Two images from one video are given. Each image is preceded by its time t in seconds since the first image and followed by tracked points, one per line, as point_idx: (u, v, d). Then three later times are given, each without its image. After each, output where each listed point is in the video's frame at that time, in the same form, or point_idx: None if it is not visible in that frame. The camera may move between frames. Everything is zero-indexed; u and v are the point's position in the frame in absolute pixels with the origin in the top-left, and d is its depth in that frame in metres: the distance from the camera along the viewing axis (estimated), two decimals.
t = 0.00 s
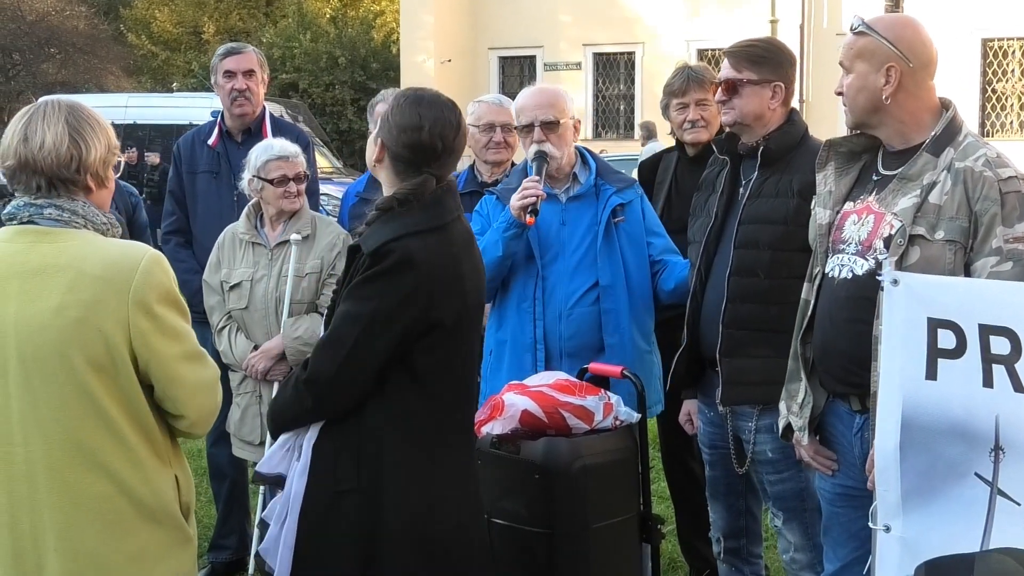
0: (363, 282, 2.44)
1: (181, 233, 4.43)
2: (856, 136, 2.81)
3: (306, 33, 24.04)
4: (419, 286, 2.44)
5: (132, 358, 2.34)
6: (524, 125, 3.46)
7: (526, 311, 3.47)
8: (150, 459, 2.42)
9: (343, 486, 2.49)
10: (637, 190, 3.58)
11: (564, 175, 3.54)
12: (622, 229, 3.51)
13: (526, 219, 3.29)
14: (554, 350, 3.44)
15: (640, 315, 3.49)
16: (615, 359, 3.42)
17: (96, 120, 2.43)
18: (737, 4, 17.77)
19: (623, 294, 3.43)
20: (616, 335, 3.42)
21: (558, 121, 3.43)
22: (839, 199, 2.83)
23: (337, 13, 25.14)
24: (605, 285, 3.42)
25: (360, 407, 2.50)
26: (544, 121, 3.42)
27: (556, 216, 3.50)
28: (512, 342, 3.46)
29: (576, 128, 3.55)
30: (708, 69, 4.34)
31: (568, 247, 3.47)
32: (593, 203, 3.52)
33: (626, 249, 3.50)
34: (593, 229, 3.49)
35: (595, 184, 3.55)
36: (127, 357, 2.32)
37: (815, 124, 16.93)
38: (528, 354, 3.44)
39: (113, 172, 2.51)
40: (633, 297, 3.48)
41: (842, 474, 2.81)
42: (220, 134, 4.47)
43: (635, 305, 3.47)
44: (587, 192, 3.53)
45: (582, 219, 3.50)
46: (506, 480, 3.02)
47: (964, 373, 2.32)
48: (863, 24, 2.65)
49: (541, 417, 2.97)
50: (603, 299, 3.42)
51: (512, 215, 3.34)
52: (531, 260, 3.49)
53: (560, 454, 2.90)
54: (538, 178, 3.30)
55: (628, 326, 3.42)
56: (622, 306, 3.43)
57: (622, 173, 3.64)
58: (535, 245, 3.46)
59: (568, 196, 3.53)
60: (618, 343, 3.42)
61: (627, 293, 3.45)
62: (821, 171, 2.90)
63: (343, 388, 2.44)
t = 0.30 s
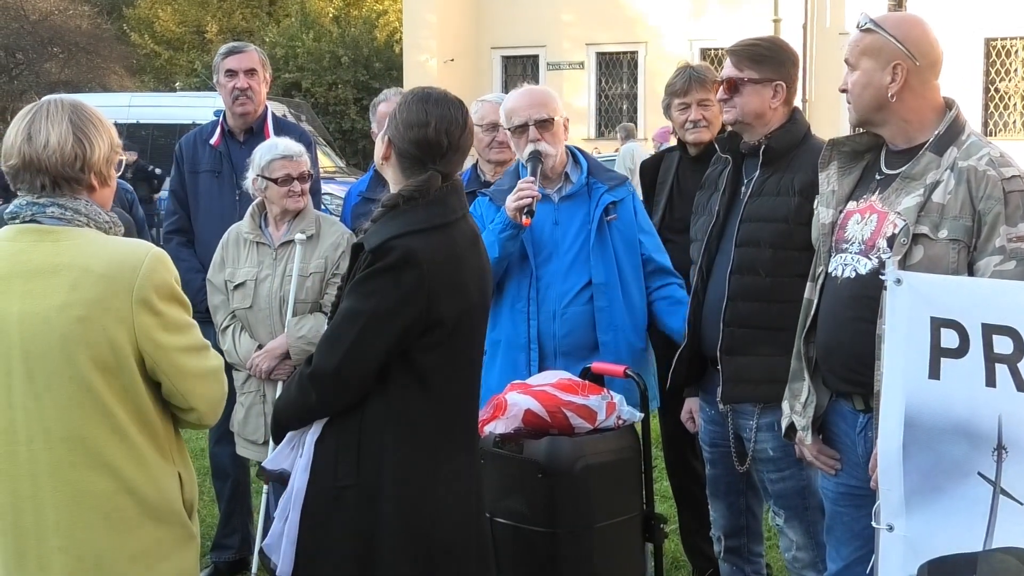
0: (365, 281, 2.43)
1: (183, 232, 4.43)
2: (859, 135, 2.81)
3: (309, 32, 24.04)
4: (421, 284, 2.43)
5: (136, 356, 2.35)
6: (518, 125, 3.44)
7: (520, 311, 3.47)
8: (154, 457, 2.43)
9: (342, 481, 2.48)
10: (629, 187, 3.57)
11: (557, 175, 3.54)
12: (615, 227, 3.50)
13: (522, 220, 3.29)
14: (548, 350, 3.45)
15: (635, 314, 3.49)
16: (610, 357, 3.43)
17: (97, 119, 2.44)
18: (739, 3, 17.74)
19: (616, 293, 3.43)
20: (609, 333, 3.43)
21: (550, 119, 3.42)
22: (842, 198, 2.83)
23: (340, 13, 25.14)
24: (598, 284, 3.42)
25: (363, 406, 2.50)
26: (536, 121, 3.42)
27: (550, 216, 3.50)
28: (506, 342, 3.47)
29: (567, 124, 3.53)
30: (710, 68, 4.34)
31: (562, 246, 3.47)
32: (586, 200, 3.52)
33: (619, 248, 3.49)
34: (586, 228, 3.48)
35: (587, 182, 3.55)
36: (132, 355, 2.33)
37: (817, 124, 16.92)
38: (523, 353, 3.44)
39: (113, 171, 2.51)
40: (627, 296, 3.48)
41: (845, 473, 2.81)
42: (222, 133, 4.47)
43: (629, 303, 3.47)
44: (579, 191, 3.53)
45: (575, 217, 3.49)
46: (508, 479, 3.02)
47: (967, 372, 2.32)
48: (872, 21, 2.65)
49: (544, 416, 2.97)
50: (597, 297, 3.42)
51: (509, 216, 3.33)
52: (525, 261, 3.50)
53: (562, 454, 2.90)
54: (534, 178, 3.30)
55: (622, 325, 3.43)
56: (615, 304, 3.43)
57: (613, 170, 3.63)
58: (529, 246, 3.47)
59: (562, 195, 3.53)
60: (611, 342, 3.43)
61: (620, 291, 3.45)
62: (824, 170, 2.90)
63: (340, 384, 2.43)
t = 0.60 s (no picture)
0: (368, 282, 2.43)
1: (186, 232, 4.43)
2: (862, 135, 2.81)
3: (311, 32, 24.03)
4: (418, 280, 2.43)
5: (139, 356, 2.35)
6: (532, 124, 3.37)
7: (520, 312, 3.46)
8: (156, 456, 2.43)
9: (341, 480, 2.48)
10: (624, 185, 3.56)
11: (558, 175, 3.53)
12: (612, 226, 3.49)
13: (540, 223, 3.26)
14: (547, 350, 3.44)
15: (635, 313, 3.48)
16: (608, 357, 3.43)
17: (99, 117, 2.44)
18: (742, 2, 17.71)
19: (617, 292, 3.43)
20: (618, 330, 3.43)
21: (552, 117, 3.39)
22: (844, 198, 2.83)
23: (342, 12, 25.11)
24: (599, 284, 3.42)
25: (366, 406, 2.49)
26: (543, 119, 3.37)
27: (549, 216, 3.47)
28: (508, 343, 3.46)
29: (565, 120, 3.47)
30: (711, 68, 4.34)
31: (560, 246, 3.46)
32: (583, 200, 3.50)
33: (616, 247, 3.49)
34: (585, 228, 3.47)
35: (583, 182, 3.52)
36: (134, 356, 2.33)
37: (820, 123, 16.90)
38: (523, 353, 3.44)
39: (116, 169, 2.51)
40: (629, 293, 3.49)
41: (847, 473, 2.81)
42: (224, 132, 4.47)
43: (632, 300, 3.49)
44: (576, 190, 3.51)
45: (572, 217, 3.48)
46: (511, 478, 3.03)
47: (968, 372, 2.32)
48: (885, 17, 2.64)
49: (547, 416, 2.97)
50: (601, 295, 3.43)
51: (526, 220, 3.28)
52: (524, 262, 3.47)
53: (564, 454, 2.90)
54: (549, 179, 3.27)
55: (623, 324, 3.42)
56: (617, 304, 3.43)
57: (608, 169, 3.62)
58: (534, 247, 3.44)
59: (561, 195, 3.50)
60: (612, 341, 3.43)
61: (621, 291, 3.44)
62: (825, 170, 2.90)
63: (343, 383, 2.43)
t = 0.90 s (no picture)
0: (369, 282, 2.42)
1: (189, 231, 4.43)
2: (863, 135, 2.82)
3: (312, 31, 24.04)
4: (414, 275, 2.43)
5: (142, 355, 2.35)
6: (541, 121, 3.39)
7: (533, 311, 3.43)
8: (160, 456, 2.43)
9: (339, 478, 2.48)
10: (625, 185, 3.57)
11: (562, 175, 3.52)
12: (615, 224, 3.49)
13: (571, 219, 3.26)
14: (559, 348, 3.44)
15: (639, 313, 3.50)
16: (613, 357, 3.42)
17: (99, 116, 2.43)
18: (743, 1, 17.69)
19: (624, 291, 3.43)
20: (620, 329, 3.42)
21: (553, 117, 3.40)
22: (844, 198, 2.83)
23: (344, 12, 25.12)
24: (606, 283, 3.42)
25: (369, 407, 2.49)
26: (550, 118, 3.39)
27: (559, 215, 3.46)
28: (518, 345, 3.42)
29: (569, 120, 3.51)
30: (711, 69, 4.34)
31: (568, 247, 3.45)
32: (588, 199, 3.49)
33: (622, 246, 3.49)
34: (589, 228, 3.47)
35: (588, 181, 3.53)
36: (137, 355, 2.34)
37: (822, 123, 16.90)
38: (535, 353, 3.42)
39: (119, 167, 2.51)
40: (633, 292, 3.49)
41: (849, 473, 2.81)
42: (227, 132, 4.48)
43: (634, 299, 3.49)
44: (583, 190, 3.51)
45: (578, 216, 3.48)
46: (513, 478, 3.03)
47: (968, 372, 2.32)
48: (908, 13, 2.60)
49: (549, 416, 2.97)
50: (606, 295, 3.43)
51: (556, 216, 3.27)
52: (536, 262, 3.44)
53: (566, 453, 2.91)
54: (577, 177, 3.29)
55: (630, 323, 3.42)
56: (625, 303, 3.43)
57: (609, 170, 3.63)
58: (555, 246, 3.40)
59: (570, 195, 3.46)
60: (618, 340, 3.42)
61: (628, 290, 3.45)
62: (826, 170, 2.90)
63: (346, 382, 2.44)
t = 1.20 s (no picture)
0: (369, 281, 2.42)
1: (192, 231, 4.44)
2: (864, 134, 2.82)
3: (314, 31, 24.03)
4: (413, 273, 2.43)
5: (147, 355, 2.36)
6: (550, 120, 3.38)
7: (542, 309, 3.45)
8: (164, 456, 2.43)
9: (339, 475, 2.49)
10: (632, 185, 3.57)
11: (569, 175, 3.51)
12: (623, 225, 3.49)
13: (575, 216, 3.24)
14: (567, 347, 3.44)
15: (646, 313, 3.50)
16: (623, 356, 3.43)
17: (100, 115, 2.43)
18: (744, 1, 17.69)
19: (632, 290, 3.44)
20: (629, 328, 3.42)
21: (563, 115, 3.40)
22: (845, 198, 2.84)
23: (346, 11, 25.13)
24: (614, 283, 3.42)
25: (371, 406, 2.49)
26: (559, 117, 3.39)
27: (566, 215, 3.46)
28: (523, 343, 3.45)
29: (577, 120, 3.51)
30: (713, 68, 4.35)
31: (577, 246, 3.45)
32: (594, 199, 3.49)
33: (628, 246, 3.49)
34: (596, 227, 3.47)
35: (595, 182, 3.52)
36: (142, 354, 2.34)
37: (823, 122, 16.89)
38: (543, 352, 3.44)
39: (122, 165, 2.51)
40: (640, 293, 3.49)
41: (851, 473, 2.81)
42: (231, 131, 4.48)
43: (644, 298, 3.49)
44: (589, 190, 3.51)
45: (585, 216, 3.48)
46: (515, 477, 3.03)
47: (970, 371, 2.32)
48: (915, 11, 2.59)
49: (550, 415, 2.97)
50: (614, 294, 3.42)
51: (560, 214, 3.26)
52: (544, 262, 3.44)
53: (568, 453, 2.91)
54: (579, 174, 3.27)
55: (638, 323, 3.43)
56: (633, 303, 3.43)
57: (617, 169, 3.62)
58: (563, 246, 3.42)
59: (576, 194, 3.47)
60: (626, 340, 3.42)
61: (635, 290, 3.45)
62: (827, 169, 2.90)
63: (348, 381, 2.44)
